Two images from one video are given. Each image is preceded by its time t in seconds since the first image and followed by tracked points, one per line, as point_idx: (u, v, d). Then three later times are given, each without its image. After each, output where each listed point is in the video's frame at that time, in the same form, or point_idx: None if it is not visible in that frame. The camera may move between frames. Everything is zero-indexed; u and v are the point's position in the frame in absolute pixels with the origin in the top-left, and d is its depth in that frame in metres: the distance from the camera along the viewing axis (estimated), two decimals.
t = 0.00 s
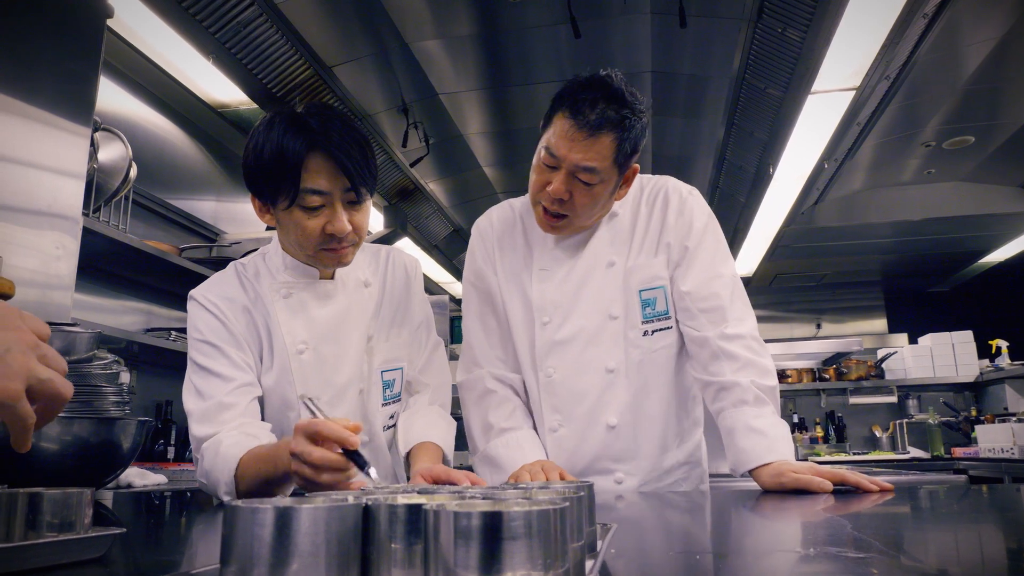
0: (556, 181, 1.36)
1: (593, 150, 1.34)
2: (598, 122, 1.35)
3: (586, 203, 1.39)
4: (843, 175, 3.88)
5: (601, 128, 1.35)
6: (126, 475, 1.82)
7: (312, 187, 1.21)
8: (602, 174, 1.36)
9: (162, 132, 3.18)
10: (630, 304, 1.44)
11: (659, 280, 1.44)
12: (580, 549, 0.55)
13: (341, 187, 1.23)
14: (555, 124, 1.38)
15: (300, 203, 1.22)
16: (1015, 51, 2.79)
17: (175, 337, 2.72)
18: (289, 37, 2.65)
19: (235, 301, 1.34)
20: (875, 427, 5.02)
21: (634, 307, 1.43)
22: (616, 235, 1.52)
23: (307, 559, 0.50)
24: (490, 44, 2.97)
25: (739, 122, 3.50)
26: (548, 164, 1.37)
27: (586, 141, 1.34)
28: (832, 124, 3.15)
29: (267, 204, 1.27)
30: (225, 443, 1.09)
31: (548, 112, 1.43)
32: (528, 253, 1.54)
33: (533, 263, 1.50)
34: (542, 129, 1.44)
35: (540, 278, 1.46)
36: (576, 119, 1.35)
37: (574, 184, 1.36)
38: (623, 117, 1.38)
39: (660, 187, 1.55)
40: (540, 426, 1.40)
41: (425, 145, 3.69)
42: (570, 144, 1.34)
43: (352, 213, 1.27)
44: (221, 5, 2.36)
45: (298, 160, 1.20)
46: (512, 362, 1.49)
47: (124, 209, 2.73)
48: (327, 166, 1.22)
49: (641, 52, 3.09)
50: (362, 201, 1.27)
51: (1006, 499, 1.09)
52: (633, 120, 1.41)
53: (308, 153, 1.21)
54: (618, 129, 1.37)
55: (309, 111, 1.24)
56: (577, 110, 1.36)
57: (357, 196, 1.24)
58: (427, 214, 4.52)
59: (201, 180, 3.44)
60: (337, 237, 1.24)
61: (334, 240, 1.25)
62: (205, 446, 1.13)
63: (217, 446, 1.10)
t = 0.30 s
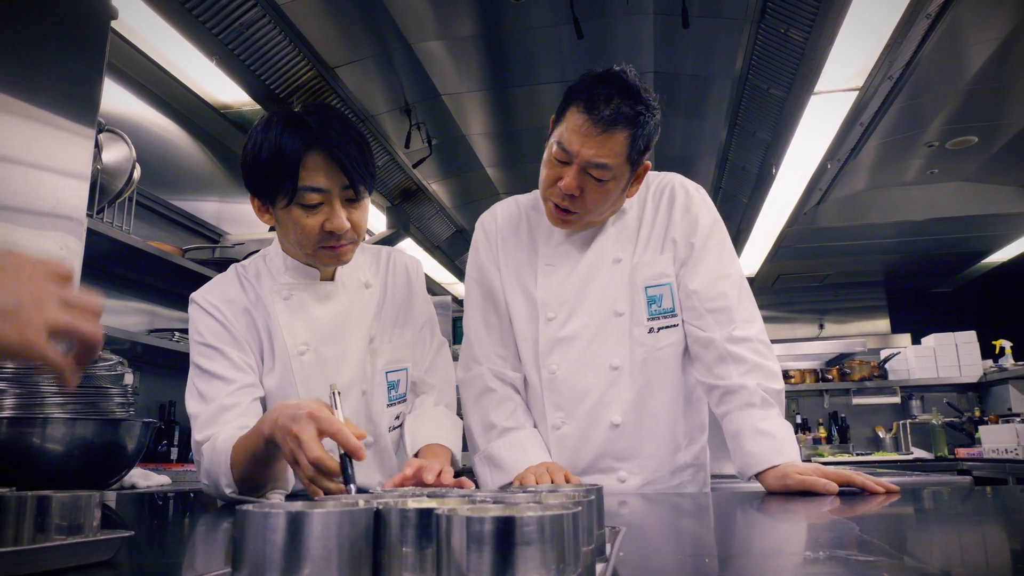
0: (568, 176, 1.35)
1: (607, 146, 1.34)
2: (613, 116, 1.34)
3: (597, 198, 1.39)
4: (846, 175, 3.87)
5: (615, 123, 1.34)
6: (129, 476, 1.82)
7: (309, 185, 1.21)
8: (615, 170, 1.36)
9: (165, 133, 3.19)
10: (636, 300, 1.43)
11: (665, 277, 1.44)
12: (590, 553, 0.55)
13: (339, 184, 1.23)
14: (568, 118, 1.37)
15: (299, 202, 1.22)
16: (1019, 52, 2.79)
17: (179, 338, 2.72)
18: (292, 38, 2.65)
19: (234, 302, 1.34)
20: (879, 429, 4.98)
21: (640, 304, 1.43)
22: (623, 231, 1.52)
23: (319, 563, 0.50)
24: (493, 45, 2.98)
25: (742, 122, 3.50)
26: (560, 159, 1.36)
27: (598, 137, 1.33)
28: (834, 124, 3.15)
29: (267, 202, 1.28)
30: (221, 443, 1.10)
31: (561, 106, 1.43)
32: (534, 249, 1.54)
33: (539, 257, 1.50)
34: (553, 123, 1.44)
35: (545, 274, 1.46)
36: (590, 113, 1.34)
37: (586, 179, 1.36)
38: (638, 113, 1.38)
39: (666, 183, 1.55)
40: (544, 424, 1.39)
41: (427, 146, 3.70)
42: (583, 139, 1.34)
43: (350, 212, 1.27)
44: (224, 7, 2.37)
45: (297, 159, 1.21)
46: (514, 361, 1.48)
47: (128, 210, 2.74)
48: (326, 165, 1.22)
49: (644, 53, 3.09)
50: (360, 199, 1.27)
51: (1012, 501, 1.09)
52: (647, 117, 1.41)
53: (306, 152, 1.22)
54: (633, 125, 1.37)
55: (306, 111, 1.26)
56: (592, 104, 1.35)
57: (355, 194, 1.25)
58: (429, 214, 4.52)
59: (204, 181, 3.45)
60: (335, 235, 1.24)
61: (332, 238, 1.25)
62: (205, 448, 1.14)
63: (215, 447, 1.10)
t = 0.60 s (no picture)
0: (581, 176, 1.35)
1: (622, 146, 1.33)
2: (628, 116, 1.34)
3: (608, 198, 1.39)
4: (849, 176, 3.87)
5: (630, 123, 1.34)
6: (134, 477, 1.82)
7: (305, 186, 1.21)
8: (628, 170, 1.36)
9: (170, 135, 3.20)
10: (646, 298, 1.43)
11: (676, 275, 1.44)
12: (602, 555, 0.55)
13: (334, 185, 1.23)
14: (582, 117, 1.37)
15: (294, 203, 1.22)
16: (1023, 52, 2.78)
17: (182, 339, 2.72)
18: (296, 39, 2.66)
19: (234, 305, 1.34)
20: (882, 429, 5.03)
21: (650, 302, 1.43)
22: (634, 229, 1.51)
23: (331, 565, 0.49)
24: (496, 46, 2.98)
25: (745, 122, 3.50)
26: (574, 158, 1.36)
27: (613, 136, 1.33)
28: (838, 124, 3.14)
29: (265, 202, 1.27)
30: (226, 447, 1.10)
31: (574, 104, 1.42)
32: (545, 247, 1.54)
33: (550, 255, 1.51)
34: (567, 122, 1.43)
35: (556, 272, 1.47)
36: (605, 112, 1.34)
37: (598, 179, 1.35)
38: (653, 112, 1.37)
39: (676, 179, 1.55)
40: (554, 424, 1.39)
41: (430, 147, 3.70)
42: (597, 138, 1.33)
43: (346, 212, 1.27)
44: (228, 8, 2.37)
45: (290, 161, 1.21)
46: (522, 361, 1.48)
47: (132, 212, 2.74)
48: (320, 166, 1.23)
49: (646, 54, 3.09)
50: (356, 199, 1.27)
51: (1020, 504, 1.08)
52: (662, 116, 1.40)
53: (299, 155, 1.22)
54: (648, 125, 1.36)
55: (301, 111, 1.26)
56: (607, 103, 1.35)
57: (350, 194, 1.25)
58: (432, 215, 4.52)
59: (208, 182, 3.46)
60: (333, 236, 1.24)
61: (329, 238, 1.24)
62: (210, 451, 1.14)
63: (219, 451, 1.10)
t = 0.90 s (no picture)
0: (590, 175, 1.35)
1: (630, 145, 1.33)
2: (637, 115, 1.34)
3: (616, 197, 1.39)
4: (852, 177, 3.86)
5: (640, 122, 1.34)
6: (138, 478, 1.83)
7: (306, 185, 1.22)
8: (637, 169, 1.35)
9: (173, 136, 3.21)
10: (655, 297, 1.44)
11: (684, 274, 1.44)
12: (609, 557, 0.55)
13: (337, 184, 1.23)
14: (591, 115, 1.37)
15: (297, 202, 1.22)
16: None
17: (185, 339, 2.72)
18: (299, 40, 2.66)
19: (235, 306, 1.35)
20: (885, 430, 5.03)
21: (658, 301, 1.43)
22: (642, 228, 1.52)
23: (338, 567, 0.49)
24: (498, 47, 2.98)
25: (748, 123, 3.50)
26: (582, 157, 1.36)
27: (623, 135, 1.32)
28: (841, 125, 3.14)
29: (268, 202, 1.27)
30: (230, 452, 1.10)
31: (583, 103, 1.42)
32: (553, 246, 1.54)
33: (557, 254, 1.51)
34: (576, 120, 1.43)
35: (563, 270, 1.47)
36: (614, 111, 1.34)
37: (607, 178, 1.35)
38: (663, 111, 1.37)
39: (684, 175, 1.55)
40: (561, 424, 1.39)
41: (433, 148, 3.71)
42: (606, 137, 1.33)
43: (348, 211, 1.27)
44: (230, 9, 2.37)
45: (292, 160, 1.21)
46: (528, 361, 1.47)
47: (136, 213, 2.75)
48: (323, 165, 1.23)
49: (649, 55, 3.09)
50: (359, 199, 1.27)
51: None
52: (672, 115, 1.40)
53: (302, 153, 1.22)
54: (657, 124, 1.36)
55: (302, 111, 1.26)
56: (617, 102, 1.34)
57: (353, 194, 1.25)
58: (435, 216, 4.53)
59: (211, 183, 3.46)
60: (336, 235, 1.24)
61: (332, 238, 1.25)
62: (213, 454, 1.14)
63: (223, 456, 1.11)
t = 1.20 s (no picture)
0: (601, 175, 1.35)
1: (642, 146, 1.33)
2: (650, 116, 1.34)
3: (626, 198, 1.39)
4: (854, 178, 3.86)
5: (652, 123, 1.34)
6: (141, 478, 1.83)
7: (327, 190, 1.22)
8: (647, 170, 1.36)
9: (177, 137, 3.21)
10: (662, 297, 1.44)
11: (691, 274, 1.44)
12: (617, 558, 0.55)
13: (354, 191, 1.24)
14: (602, 116, 1.37)
15: (313, 206, 1.23)
16: None
17: (188, 339, 2.73)
18: (302, 41, 2.66)
19: (240, 309, 1.35)
20: (888, 432, 5.02)
21: (666, 301, 1.43)
22: (648, 229, 1.52)
23: (349, 566, 0.50)
24: (500, 48, 2.98)
25: (750, 124, 3.50)
26: (593, 156, 1.36)
27: (635, 134, 1.33)
28: (843, 126, 3.14)
29: (280, 204, 1.27)
30: (240, 450, 1.11)
31: (595, 101, 1.42)
32: (560, 246, 1.55)
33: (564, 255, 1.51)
34: (587, 120, 1.43)
35: (570, 271, 1.48)
36: (626, 111, 1.34)
37: (618, 178, 1.35)
38: (675, 112, 1.38)
39: (691, 175, 1.55)
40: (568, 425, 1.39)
41: (435, 148, 3.71)
42: (618, 137, 1.33)
43: (363, 220, 1.28)
44: (233, 8, 2.37)
45: (314, 164, 1.22)
46: (533, 361, 1.47)
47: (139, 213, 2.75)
48: (341, 170, 1.24)
49: (651, 55, 3.09)
50: (373, 208, 1.28)
51: None
52: (683, 116, 1.40)
53: (321, 157, 1.23)
54: (669, 125, 1.36)
55: (321, 117, 1.27)
56: (629, 102, 1.34)
57: (369, 203, 1.26)
58: (437, 217, 4.53)
59: (214, 184, 3.47)
60: (350, 242, 1.24)
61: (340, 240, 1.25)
62: (220, 453, 1.14)
63: (231, 453, 1.11)
